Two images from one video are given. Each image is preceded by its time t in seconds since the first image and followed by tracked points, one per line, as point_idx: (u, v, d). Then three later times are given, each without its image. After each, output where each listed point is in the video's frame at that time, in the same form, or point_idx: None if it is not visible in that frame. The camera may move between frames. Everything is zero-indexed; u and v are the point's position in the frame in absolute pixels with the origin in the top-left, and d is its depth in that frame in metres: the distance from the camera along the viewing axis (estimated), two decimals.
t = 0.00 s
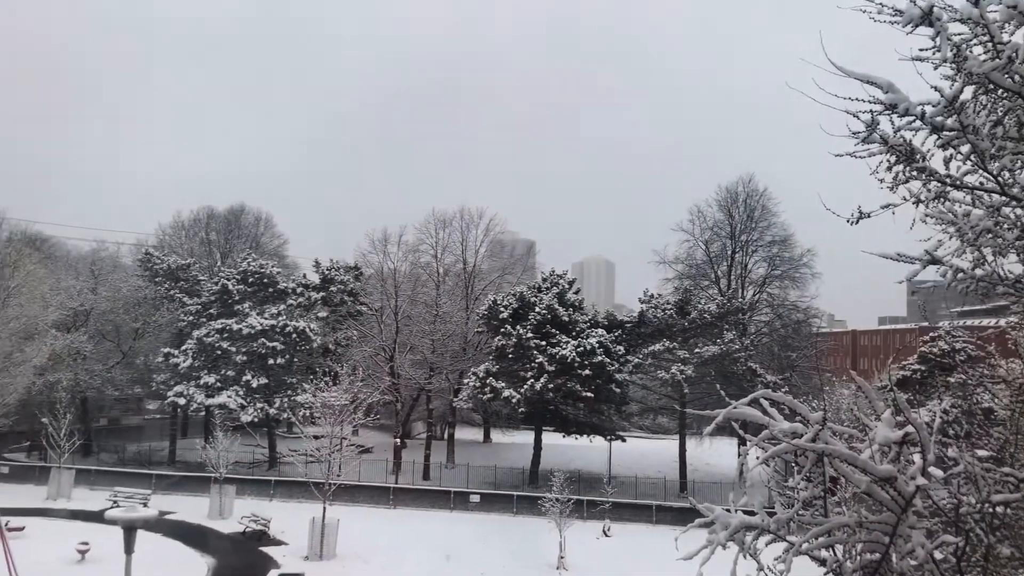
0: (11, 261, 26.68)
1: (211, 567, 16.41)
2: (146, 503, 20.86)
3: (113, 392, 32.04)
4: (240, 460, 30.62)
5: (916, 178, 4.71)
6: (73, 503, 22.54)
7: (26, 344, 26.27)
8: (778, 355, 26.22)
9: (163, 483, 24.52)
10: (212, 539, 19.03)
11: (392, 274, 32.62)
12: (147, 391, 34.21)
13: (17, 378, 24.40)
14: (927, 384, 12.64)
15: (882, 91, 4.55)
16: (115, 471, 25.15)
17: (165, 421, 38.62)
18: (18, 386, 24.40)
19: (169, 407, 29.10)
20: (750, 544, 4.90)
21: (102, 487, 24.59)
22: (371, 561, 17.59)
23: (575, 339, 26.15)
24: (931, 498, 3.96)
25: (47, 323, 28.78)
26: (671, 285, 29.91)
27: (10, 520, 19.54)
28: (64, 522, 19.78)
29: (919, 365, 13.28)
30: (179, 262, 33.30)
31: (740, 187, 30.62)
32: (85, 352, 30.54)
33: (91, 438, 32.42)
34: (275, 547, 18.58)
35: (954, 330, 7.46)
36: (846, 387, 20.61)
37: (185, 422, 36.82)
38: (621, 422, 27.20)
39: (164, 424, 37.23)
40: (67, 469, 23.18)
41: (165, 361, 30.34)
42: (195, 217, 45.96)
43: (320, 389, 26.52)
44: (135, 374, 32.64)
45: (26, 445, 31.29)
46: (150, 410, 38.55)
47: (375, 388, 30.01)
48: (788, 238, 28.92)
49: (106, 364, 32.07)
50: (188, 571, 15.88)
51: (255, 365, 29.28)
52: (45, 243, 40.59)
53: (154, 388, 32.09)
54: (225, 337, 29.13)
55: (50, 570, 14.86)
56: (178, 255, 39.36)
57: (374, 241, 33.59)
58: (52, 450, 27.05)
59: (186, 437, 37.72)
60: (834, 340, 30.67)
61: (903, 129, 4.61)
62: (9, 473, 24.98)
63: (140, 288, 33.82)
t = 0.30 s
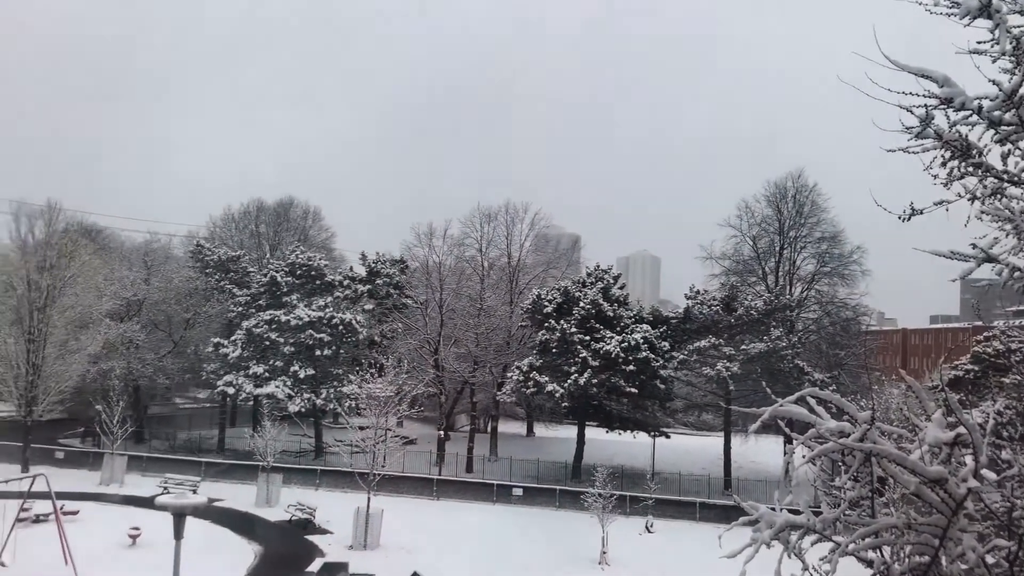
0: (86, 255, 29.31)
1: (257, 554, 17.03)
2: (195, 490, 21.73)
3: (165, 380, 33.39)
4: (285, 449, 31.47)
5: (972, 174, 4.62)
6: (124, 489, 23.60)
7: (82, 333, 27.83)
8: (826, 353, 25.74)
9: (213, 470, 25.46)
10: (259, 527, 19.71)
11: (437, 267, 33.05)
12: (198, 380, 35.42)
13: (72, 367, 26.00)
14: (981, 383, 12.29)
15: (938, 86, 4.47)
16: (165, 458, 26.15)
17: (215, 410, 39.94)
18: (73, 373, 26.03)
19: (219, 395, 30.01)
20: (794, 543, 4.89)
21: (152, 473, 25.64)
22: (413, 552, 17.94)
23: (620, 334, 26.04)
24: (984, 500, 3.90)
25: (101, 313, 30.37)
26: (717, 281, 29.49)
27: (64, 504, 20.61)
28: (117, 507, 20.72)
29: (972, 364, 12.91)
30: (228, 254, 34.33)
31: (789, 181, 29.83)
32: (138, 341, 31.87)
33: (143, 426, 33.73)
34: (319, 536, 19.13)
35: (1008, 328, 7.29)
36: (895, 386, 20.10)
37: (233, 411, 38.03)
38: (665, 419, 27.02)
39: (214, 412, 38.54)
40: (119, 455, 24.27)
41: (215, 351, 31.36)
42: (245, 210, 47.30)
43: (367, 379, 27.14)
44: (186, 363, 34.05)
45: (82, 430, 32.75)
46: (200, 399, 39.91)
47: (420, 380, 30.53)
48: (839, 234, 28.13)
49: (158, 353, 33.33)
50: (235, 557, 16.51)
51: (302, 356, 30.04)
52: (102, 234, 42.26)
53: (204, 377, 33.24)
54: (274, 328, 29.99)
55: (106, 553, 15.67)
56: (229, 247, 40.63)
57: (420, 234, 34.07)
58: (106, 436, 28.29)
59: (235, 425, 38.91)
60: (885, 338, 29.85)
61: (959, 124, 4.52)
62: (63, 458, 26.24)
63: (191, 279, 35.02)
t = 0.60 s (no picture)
0: (143, 239, 30.51)
1: (303, 537, 17.62)
2: (243, 472, 22.58)
3: (217, 362, 34.70)
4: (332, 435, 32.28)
5: None
6: (175, 469, 24.68)
7: (138, 313, 29.16)
8: (879, 357, 25.22)
9: (261, 454, 26.37)
10: (306, 510, 20.36)
11: (485, 259, 33.33)
12: (249, 364, 36.57)
13: (127, 346, 27.21)
14: None
15: (1006, 85, 4.33)
16: (214, 440, 27.22)
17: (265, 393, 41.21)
18: (128, 352, 27.23)
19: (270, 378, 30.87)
20: (842, 548, 4.84)
21: (202, 454, 26.71)
22: (455, 541, 18.27)
23: (669, 331, 25.77)
24: None
25: (156, 295, 31.75)
26: (769, 280, 28.84)
27: (119, 481, 21.69)
28: (169, 486, 21.69)
29: None
30: (281, 241, 35.77)
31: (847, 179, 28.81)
32: (192, 324, 33.24)
33: (195, 408, 35.07)
34: (364, 522, 19.65)
35: None
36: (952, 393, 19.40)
37: (283, 395, 39.18)
38: (713, 417, 26.69)
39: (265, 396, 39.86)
40: (171, 436, 25.38)
41: (266, 336, 32.32)
42: (300, 198, 48.59)
43: (415, 367, 27.65)
44: (238, 347, 35.31)
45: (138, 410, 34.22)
46: (250, 383, 41.21)
47: (466, 370, 30.94)
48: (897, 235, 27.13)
49: (212, 336, 34.56)
50: (281, 539, 17.13)
51: (352, 343, 30.73)
52: (162, 220, 43.97)
53: (256, 361, 34.38)
54: (324, 315, 30.74)
55: (159, 530, 16.46)
56: (283, 234, 41.83)
57: (470, 226, 34.40)
58: (159, 416, 29.52)
59: (284, 409, 40.08)
60: (945, 343, 28.75)
61: None
62: (118, 437, 27.51)
63: (245, 265, 36.18)
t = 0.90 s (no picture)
0: (180, 228, 31.19)
1: (332, 526, 17.99)
2: (274, 460, 23.11)
3: (251, 351, 35.44)
4: (362, 425, 32.77)
5: None
6: (207, 455, 25.34)
7: (174, 302, 29.82)
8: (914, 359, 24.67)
9: (292, 443, 26.90)
10: (335, 500, 20.74)
11: (518, 254, 33.43)
12: (281, 353, 37.27)
13: (163, 333, 28.08)
14: None
15: None
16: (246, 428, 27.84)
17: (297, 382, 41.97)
18: (164, 339, 28.16)
19: (302, 368, 31.39)
20: (873, 552, 4.80)
21: (234, 442, 27.37)
22: (481, 534, 18.47)
23: (701, 329, 25.52)
24: None
25: (193, 284, 32.40)
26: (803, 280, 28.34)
27: (153, 467, 22.36)
28: (203, 473, 22.28)
29: None
30: (315, 232, 35.96)
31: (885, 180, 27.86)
32: (226, 313, 34.02)
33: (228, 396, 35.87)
34: (392, 512, 19.97)
35: None
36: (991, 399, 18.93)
37: (314, 384, 39.87)
38: (744, 417, 26.41)
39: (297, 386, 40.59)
40: (204, 423, 26.10)
41: (299, 326, 32.89)
42: (334, 190, 49.24)
43: (446, 360, 27.92)
44: (271, 336, 36.08)
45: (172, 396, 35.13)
46: (282, 372, 41.99)
47: (496, 365, 31.13)
48: (936, 237, 26.32)
49: (246, 325, 35.37)
50: (310, 527, 17.51)
51: (383, 335, 31.09)
52: (199, 209, 44.85)
53: (288, 351, 35.02)
54: (357, 307, 31.14)
55: (190, 516, 16.96)
56: (318, 226, 42.46)
57: (502, 221, 34.51)
58: (193, 403, 30.28)
59: (315, 398, 40.77)
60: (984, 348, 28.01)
61: None
62: (152, 423, 28.31)
63: (280, 256, 36.87)
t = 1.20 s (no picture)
0: (211, 219, 31.79)
1: (359, 515, 18.31)
2: (302, 448, 23.56)
3: (281, 340, 36.08)
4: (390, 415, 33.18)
5: None
6: (237, 444, 25.93)
7: (205, 292, 30.46)
8: (947, 354, 24.22)
9: (320, 432, 27.36)
10: (362, 489, 21.10)
11: (545, 246, 33.38)
12: (310, 344, 37.82)
13: (194, 323, 28.73)
14: None
15: None
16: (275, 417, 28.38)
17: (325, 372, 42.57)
18: (195, 329, 28.81)
19: (331, 358, 31.86)
20: (902, 547, 4.78)
21: (264, 431, 27.94)
22: (507, 525, 18.67)
23: (729, 322, 25.26)
24: None
25: (223, 275, 32.99)
26: (833, 273, 27.88)
27: (184, 455, 22.93)
28: (234, 461, 22.82)
29: None
30: (344, 224, 36.51)
31: (919, 172, 27.15)
32: (255, 303, 34.67)
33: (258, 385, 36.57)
34: (419, 502, 20.24)
35: None
36: None
37: (342, 374, 40.42)
38: (773, 411, 26.16)
39: (325, 375, 41.22)
40: (234, 412, 26.69)
41: (327, 317, 33.31)
42: (362, 181, 49.71)
43: (473, 352, 28.10)
44: (300, 326, 36.72)
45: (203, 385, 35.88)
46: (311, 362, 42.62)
47: (523, 356, 31.30)
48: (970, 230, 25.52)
49: (276, 315, 35.99)
50: (337, 516, 17.84)
51: (411, 326, 31.36)
52: (229, 201, 45.59)
53: (317, 340, 35.59)
54: (385, 298, 31.44)
55: (221, 504, 17.42)
56: (346, 217, 42.91)
57: (530, 213, 34.51)
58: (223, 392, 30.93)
59: (343, 388, 41.33)
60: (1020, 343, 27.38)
61: None
62: (183, 411, 28.99)
63: (309, 247, 37.37)
